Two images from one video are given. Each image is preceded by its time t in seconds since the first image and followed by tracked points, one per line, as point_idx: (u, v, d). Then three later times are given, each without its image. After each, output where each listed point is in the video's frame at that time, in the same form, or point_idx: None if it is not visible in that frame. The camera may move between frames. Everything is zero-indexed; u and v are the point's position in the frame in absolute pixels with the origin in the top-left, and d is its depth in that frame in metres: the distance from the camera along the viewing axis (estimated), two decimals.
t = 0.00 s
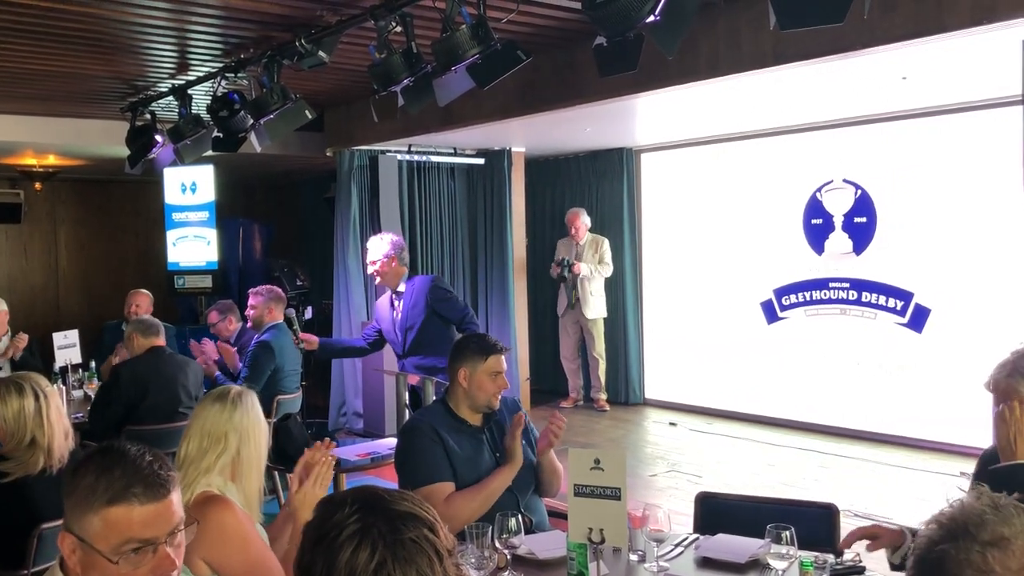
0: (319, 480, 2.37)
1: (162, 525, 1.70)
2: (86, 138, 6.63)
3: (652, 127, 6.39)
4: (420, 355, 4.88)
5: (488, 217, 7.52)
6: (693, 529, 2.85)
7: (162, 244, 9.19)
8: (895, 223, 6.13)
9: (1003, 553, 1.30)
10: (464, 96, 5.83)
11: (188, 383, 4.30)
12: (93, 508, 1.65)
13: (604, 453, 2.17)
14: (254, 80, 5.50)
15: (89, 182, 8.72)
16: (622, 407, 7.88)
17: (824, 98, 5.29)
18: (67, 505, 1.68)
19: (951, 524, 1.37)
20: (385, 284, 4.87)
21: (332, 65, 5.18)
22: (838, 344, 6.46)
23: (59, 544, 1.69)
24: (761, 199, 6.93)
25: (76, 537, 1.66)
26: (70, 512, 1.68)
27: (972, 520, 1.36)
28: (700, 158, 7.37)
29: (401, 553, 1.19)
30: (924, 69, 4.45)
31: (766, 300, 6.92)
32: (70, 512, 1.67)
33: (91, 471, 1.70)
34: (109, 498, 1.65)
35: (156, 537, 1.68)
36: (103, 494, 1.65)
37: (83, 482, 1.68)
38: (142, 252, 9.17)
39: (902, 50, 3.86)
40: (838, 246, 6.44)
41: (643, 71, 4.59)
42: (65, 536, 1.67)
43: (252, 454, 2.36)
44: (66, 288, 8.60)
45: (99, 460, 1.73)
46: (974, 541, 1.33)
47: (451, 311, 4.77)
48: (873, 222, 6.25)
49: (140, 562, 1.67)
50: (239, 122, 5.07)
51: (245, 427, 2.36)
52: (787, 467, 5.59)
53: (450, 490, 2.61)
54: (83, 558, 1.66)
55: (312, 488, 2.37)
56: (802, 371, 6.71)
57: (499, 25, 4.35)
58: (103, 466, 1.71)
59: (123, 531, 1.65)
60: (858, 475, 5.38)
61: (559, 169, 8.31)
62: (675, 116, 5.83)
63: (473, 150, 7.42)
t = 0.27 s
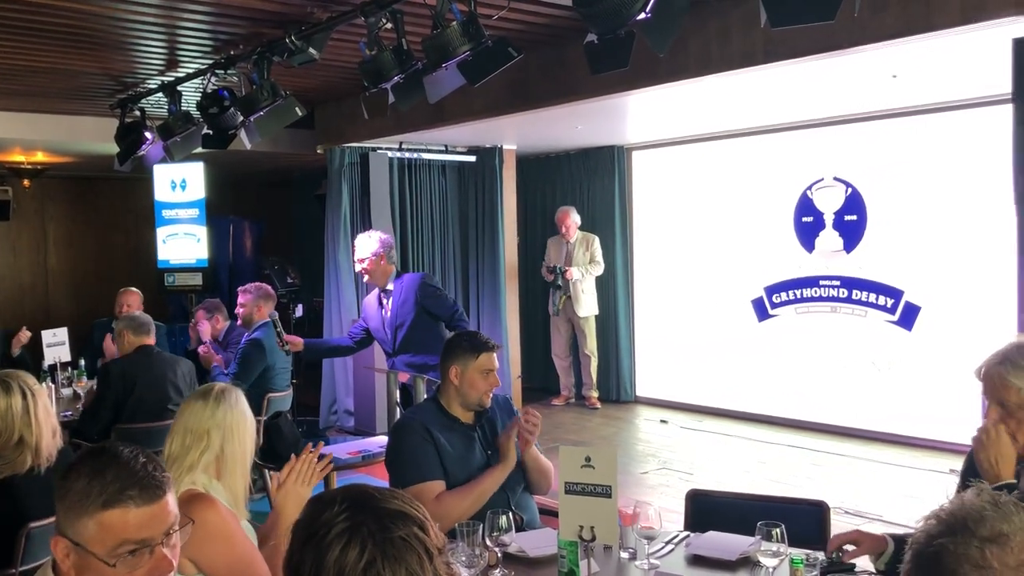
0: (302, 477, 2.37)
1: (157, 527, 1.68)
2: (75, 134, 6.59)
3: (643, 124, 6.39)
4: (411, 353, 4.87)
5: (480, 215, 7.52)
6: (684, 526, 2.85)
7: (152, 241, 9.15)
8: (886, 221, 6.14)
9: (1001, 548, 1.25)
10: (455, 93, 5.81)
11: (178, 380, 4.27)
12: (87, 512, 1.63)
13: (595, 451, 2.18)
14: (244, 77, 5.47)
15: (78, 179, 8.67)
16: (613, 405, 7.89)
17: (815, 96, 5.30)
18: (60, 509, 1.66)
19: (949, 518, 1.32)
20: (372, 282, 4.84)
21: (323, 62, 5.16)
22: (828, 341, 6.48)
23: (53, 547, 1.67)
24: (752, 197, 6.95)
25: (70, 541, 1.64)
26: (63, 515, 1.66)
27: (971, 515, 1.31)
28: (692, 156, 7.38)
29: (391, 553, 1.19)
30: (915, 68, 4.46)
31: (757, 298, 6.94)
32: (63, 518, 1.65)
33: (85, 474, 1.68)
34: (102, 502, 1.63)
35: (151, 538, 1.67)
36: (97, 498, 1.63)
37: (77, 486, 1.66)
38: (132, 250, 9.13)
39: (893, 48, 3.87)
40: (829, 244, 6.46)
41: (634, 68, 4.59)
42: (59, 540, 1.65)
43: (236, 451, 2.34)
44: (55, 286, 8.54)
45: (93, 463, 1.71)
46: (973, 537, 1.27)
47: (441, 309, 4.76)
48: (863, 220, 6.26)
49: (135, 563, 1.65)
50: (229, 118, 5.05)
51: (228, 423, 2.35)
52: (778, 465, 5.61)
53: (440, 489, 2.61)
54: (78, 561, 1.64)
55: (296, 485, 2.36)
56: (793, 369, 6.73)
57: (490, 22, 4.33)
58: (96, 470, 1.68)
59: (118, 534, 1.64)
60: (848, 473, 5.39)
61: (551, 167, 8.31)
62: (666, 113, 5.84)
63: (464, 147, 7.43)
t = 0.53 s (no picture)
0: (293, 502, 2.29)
1: (162, 506, 1.71)
2: (65, 131, 6.56)
3: (635, 122, 6.39)
4: (402, 351, 4.85)
5: (472, 212, 7.51)
6: (676, 523, 2.85)
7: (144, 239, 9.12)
8: (877, 219, 6.16)
9: (993, 547, 1.26)
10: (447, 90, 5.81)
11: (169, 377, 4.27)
12: (96, 488, 1.64)
13: (587, 448, 2.18)
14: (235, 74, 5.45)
15: (68, 176, 8.63)
16: (605, 402, 7.90)
17: (807, 94, 5.32)
18: (67, 485, 1.66)
19: (938, 517, 1.33)
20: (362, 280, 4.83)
21: (314, 59, 5.14)
22: (819, 339, 6.50)
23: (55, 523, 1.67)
24: (744, 194, 6.96)
25: (76, 516, 1.64)
26: (69, 492, 1.66)
27: (958, 514, 1.32)
28: (683, 154, 7.39)
29: (381, 550, 1.18)
30: (906, 66, 4.48)
31: (748, 295, 6.95)
32: (68, 497, 1.65)
33: (94, 453, 1.69)
34: (112, 477, 1.66)
35: (154, 517, 1.69)
36: (108, 474, 1.66)
37: (87, 462, 1.68)
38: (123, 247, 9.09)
39: (884, 46, 3.88)
40: (820, 241, 6.48)
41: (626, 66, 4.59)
42: (63, 515, 1.65)
43: (206, 449, 2.37)
44: (45, 284, 8.50)
45: (99, 445, 1.72)
46: (964, 537, 1.27)
47: (432, 306, 4.76)
48: (855, 218, 6.28)
49: (138, 540, 1.67)
50: (220, 115, 5.03)
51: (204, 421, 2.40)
52: (769, 462, 5.63)
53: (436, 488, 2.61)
54: (81, 537, 1.64)
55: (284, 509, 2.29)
56: (784, 366, 6.75)
57: (482, 20, 4.33)
58: (106, 449, 1.70)
59: (126, 510, 1.66)
60: (839, 470, 5.42)
61: (543, 164, 8.31)
62: (658, 111, 5.84)
63: (456, 145, 7.38)
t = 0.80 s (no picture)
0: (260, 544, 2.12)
1: (190, 480, 1.73)
2: (60, 128, 6.54)
3: (631, 120, 6.39)
4: (396, 350, 4.84)
5: (467, 210, 7.51)
6: (671, 522, 2.86)
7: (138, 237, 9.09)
8: (871, 218, 6.18)
9: (1010, 547, 1.26)
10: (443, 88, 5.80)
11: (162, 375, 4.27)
12: (130, 453, 1.67)
13: (582, 447, 2.18)
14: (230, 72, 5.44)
15: (62, 173, 8.60)
16: (600, 401, 7.91)
17: (801, 93, 5.33)
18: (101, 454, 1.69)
19: (944, 512, 1.33)
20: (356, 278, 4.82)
21: (309, 57, 5.13)
22: (814, 337, 6.51)
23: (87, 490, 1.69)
24: (738, 193, 6.97)
25: (108, 482, 1.67)
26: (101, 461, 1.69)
27: (970, 513, 1.31)
28: (679, 152, 7.39)
29: (376, 549, 1.19)
30: (901, 65, 4.49)
31: (743, 294, 6.96)
32: (102, 461, 1.68)
33: (130, 426, 1.73)
34: (148, 444, 1.70)
35: (183, 488, 1.70)
36: (144, 441, 1.70)
37: (124, 431, 1.72)
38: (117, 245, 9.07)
39: (879, 46, 3.89)
40: (815, 240, 6.49)
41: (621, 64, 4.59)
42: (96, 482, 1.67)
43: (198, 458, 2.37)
44: (39, 282, 8.47)
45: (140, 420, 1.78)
46: (980, 537, 1.27)
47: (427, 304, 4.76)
48: (849, 217, 6.30)
49: (163, 509, 1.68)
50: (215, 113, 5.02)
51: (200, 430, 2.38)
52: (764, 460, 5.64)
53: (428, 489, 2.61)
54: (112, 501, 1.67)
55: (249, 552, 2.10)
56: (779, 365, 6.76)
57: (477, 18, 4.32)
58: (147, 424, 1.75)
59: (156, 476, 1.68)
60: (833, 468, 5.43)
61: (539, 162, 8.31)
62: (654, 110, 5.85)
63: (452, 143, 7.37)
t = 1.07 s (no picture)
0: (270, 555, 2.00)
1: (235, 471, 1.70)
2: (60, 126, 6.54)
3: (631, 119, 6.39)
4: (395, 348, 4.84)
5: (467, 208, 7.50)
6: (670, 521, 2.86)
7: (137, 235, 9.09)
8: (871, 217, 6.17)
9: None
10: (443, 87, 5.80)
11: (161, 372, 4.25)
12: (181, 436, 1.66)
13: (582, 445, 2.18)
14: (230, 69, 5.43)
15: (62, 171, 8.60)
16: (599, 399, 7.91)
17: (802, 92, 5.32)
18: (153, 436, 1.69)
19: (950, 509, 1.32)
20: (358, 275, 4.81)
21: (310, 54, 5.12)
22: (813, 336, 6.52)
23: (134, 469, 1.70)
24: (738, 192, 6.97)
25: (154, 465, 1.66)
26: (153, 443, 1.69)
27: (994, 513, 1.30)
28: (678, 151, 7.39)
29: (376, 551, 1.18)
30: (901, 64, 4.48)
31: (743, 292, 6.96)
32: (153, 442, 1.68)
33: (183, 415, 1.73)
34: (196, 431, 1.68)
35: (225, 477, 1.68)
36: (193, 428, 1.68)
37: (176, 419, 1.71)
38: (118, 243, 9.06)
39: (880, 45, 3.88)
40: (815, 239, 6.49)
41: (621, 62, 4.59)
42: (144, 464, 1.67)
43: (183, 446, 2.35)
44: (39, 280, 8.47)
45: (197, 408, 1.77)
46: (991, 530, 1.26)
47: (426, 303, 4.76)
48: (849, 216, 6.30)
49: (203, 493, 1.67)
50: (215, 111, 5.01)
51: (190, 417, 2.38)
52: (763, 459, 5.64)
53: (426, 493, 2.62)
54: (155, 483, 1.67)
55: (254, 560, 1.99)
56: (778, 363, 6.76)
57: (477, 16, 4.32)
58: (202, 414, 1.74)
59: (200, 461, 1.65)
60: (833, 467, 5.43)
61: (538, 161, 8.31)
62: (654, 108, 5.84)
63: (451, 141, 7.40)
